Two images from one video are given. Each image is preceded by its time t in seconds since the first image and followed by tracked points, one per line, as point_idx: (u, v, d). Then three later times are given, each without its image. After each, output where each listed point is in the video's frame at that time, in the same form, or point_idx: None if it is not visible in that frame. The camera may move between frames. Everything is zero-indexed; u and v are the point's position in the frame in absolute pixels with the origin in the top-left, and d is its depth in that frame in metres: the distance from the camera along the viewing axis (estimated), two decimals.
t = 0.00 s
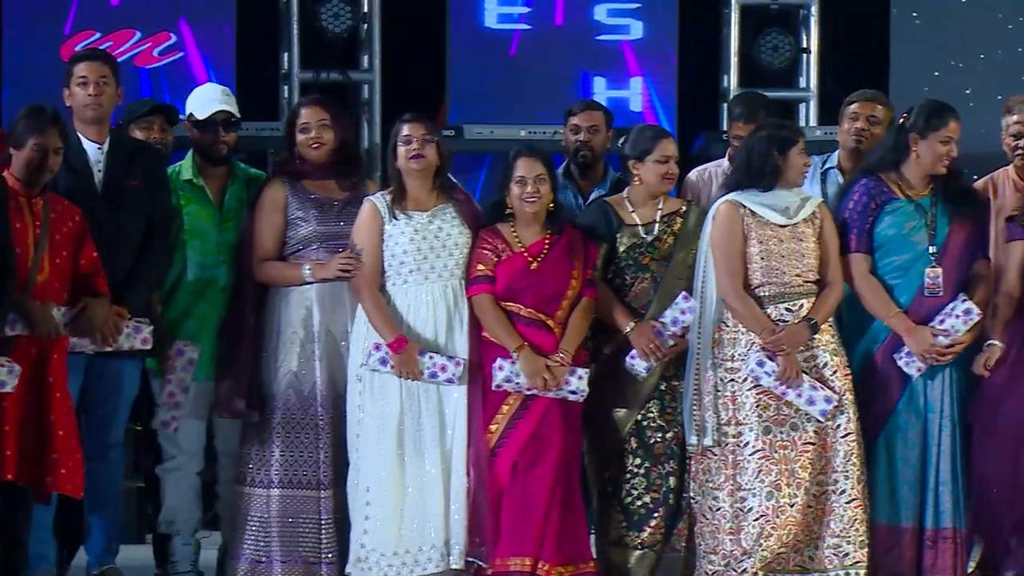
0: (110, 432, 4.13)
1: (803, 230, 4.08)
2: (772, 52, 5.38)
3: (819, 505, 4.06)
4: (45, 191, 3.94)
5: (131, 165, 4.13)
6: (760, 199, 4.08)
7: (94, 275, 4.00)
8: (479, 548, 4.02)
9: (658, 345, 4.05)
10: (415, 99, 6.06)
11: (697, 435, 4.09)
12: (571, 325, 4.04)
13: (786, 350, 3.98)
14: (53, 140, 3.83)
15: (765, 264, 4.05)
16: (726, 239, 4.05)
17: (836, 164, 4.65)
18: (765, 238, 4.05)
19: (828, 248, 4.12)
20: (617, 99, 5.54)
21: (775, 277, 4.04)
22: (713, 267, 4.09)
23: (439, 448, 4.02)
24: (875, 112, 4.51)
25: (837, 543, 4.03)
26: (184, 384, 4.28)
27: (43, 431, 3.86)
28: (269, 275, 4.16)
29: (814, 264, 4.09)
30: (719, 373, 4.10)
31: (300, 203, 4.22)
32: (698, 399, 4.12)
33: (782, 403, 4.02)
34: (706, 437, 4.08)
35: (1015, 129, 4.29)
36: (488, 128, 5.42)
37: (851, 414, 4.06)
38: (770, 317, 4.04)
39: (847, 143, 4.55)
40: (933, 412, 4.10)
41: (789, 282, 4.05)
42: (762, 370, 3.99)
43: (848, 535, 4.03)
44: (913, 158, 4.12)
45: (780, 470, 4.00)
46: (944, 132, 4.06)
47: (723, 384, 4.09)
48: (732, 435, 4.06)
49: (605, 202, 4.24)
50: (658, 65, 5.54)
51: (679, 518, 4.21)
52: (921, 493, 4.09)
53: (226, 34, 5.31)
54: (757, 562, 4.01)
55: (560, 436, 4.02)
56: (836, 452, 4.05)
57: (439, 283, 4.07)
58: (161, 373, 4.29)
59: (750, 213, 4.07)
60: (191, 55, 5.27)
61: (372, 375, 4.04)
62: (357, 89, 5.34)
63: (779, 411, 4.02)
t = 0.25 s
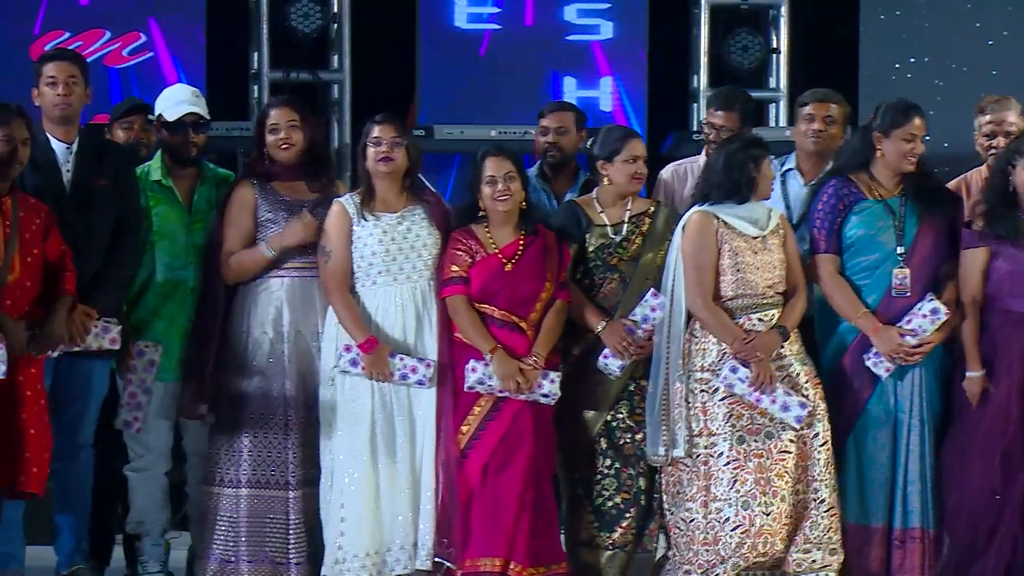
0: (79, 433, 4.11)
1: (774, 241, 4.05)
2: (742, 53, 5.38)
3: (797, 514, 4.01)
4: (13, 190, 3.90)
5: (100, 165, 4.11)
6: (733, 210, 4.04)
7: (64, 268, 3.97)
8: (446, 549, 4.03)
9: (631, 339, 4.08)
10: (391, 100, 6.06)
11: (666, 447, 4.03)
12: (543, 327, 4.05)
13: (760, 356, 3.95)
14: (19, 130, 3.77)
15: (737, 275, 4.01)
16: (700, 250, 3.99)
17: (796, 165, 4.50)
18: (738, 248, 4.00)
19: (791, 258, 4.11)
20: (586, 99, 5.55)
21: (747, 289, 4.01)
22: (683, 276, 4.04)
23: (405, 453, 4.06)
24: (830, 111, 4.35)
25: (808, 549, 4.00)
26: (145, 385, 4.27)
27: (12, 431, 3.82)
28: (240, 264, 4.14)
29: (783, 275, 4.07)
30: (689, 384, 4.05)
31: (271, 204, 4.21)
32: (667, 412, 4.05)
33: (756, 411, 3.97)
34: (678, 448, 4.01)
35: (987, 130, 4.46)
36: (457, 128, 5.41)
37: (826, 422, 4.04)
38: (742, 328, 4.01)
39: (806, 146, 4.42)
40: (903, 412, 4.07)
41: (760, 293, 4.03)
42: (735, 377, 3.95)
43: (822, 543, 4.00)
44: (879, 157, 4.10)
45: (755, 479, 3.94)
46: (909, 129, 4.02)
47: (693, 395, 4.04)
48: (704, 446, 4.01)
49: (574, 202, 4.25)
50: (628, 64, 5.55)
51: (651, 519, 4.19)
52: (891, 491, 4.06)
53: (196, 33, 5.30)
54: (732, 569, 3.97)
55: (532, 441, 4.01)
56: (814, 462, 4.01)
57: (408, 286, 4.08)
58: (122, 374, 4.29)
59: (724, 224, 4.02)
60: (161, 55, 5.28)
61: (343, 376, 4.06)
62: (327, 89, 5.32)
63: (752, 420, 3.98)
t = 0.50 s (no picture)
0: (50, 433, 4.09)
1: (745, 257, 4.06)
2: (712, 53, 5.41)
3: (776, 525, 3.98)
4: None
5: (70, 165, 4.09)
6: (706, 226, 4.02)
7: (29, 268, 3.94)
8: (419, 549, 4.03)
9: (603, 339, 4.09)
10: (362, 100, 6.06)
11: (641, 461, 4.01)
12: (515, 326, 4.07)
13: (733, 369, 3.95)
14: None
15: (710, 290, 4.00)
16: (672, 265, 3.98)
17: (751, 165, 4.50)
18: (711, 264, 3.99)
19: (760, 274, 4.12)
20: (557, 99, 5.55)
21: (719, 304, 4.00)
22: (656, 288, 4.03)
23: (372, 455, 4.06)
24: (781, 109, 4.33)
25: (786, 559, 3.96)
26: (114, 385, 4.22)
27: None
28: (208, 242, 4.15)
29: (753, 292, 4.08)
30: (663, 396, 4.05)
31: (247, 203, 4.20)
32: (642, 424, 4.05)
33: (729, 423, 3.98)
34: (656, 462, 4.00)
35: (957, 129, 4.49)
36: (428, 128, 5.42)
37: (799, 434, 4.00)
38: (715, 343, 4.01)
39: (759, 145, 4.39)
40: (876, 412, 4.05)
41: (733, 309, 4.03)
42: (709, 391, 3.95)
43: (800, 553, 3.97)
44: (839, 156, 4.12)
45: (728, 488, 3.94)
46: (869, 125, 4.02)
47: (667, 408, 4.04)
48: (678, 458, 4.01)
49: (546, 203, 4.27)
50: (599, 66, 5.56)
51: (623, 519, 4.19)
52: (863, 490, 4.05)
53: (166, 34, 5.32)
54: None
55: (505, 438, 4.02)
56: (790, 473, 3.97)
57: (374, 284, 4.08)
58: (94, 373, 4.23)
59: (698, 239, 4.01)
60: (131, 55, 5.29)
61: (310, 376, 4.08)
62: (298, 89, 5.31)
63: (725, 430, 3.98)
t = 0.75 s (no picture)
0: (18, 433, 4.07)
1: (714, 259, 4.09)
2: (681, 53, 5.43)
3: (744, 524, 3.99)
4: None
5: (37, 163, 4.07)
6: (675, 227, 4.05)
7: None
8: (389, 549, 4.02)
9: (572, 340, 4.10)
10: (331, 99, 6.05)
11: (610, 462, 4.01)
12: (483, 327, 4.08)
13: (700, 370, 3.98)
14: None
15: (679, 291, 4.03)
16: (642, 265, 4.00)
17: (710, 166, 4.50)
18: (681, 266, 4.02)
19: (729, 276, 4.15)
20: (527, 99, 5.60)
21: (688, 305, 4.04)
22: (626, 292, 4.04)
23: (337, 456, 4.03)
24: (737, 109, 4.37)
25: (756, 559, 3.98)
26: (79, 386, 4.17)
27: None
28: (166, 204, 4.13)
29: (721, 294, 4.12)
30: (633, 395, 4.05)
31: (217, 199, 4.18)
32: (613, 426, 4.05)
33: (697, 423, 4.00)
34: (627, 461, 4.01)
35: (915, 126, 4.52)
36: (397, 129, 5.46)
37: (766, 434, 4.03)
38: (683, 343, 4.04)
39: (718, 146, 4.42)
40: (844, 411, 4.07)
41: (701, 311, 4.07)
42: (679, 392, 3.97)
43: (770, 553, 3.99)
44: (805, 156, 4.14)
45: (696, 486, 3.96)
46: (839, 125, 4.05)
47: (637, 408, 4.04)
48: (648, 458, 4.01)
49: (517, 202, 4.29)
50: (569, 65, 5.58)
51: (592, 519, 4.21)
52: (832, 489, 4.07)
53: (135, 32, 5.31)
54: None
55: (474, 440, 4.03)
56: (756, 472, 3.99)
57: (344, 281, 4.07)
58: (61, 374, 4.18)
59: (667, 241, 4.03)
60: (100, 55, 5.28)
61: (275, 374, 4.06)
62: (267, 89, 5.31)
63: (693, 430, 4.00)
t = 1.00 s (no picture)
0: None
1: (688, 252, 4.11)
2: (655, 53, 5.44)
3: (715, 518, 4.01)
4: None
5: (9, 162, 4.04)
6: (650, 221, 4.07)
7: None
8: (360, 549, 4.03)
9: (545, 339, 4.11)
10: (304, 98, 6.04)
11: (582, 454, 4.04)
12: (455, 326, 4.09)
13: (672, 365, 3.98)
14: None
15: (652, 284, 4.05)
16: (616, 259, 4.01)
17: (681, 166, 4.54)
18: (654, 259, 4.04)
19: (703, 270, 4.17)
20: (500, 99, 5.63)
21: (661, 299, 4.06)
22: (601, 289, 4.05)
23: (308, 453, 4.03)
24: (708, 110, 4.40)
25: (728, 554, 4.00)
26: (55, 391, 4.19)
27: None
28: (140, 201, 4.12)
29: (695, 287, 4.14)
30: (606, 387, 4.07)
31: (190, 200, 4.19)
32: (585, 419, 4.06)
33: (667, 417, 4.01)
34: (599, 454, 4.04)
35: (878, 127, 4.54)
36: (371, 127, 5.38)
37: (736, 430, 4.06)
38: (655, 336, 4.05)
39: (688, 147, 4.44)
40: (818, 412, 4.09)
41: (674, 305, 4.08)
42: (649, 387, 3.98)
43: (740, 547, 4.01)
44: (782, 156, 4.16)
45: (667, 481, 3.98)
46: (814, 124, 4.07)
47: (609, 399, 4.06)
48: (620, 451, 4.03)
49: (490, 202, 4.30)
50: (542, 64, 5.62)
51: (566, 518, 4.22)
52: (806, 490, 4.08)
53: (106, 33, 5.54)
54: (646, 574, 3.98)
55: (447, 439, 4.04)
56: (726, 467, 4.02)
57: (316, 281, 4.07)
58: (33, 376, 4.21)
59: (642, 234, 4.05)
60: (73, 54, 5.46)
61: (247, 374, 4.05)
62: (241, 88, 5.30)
63: (664, 424, 4.01)
